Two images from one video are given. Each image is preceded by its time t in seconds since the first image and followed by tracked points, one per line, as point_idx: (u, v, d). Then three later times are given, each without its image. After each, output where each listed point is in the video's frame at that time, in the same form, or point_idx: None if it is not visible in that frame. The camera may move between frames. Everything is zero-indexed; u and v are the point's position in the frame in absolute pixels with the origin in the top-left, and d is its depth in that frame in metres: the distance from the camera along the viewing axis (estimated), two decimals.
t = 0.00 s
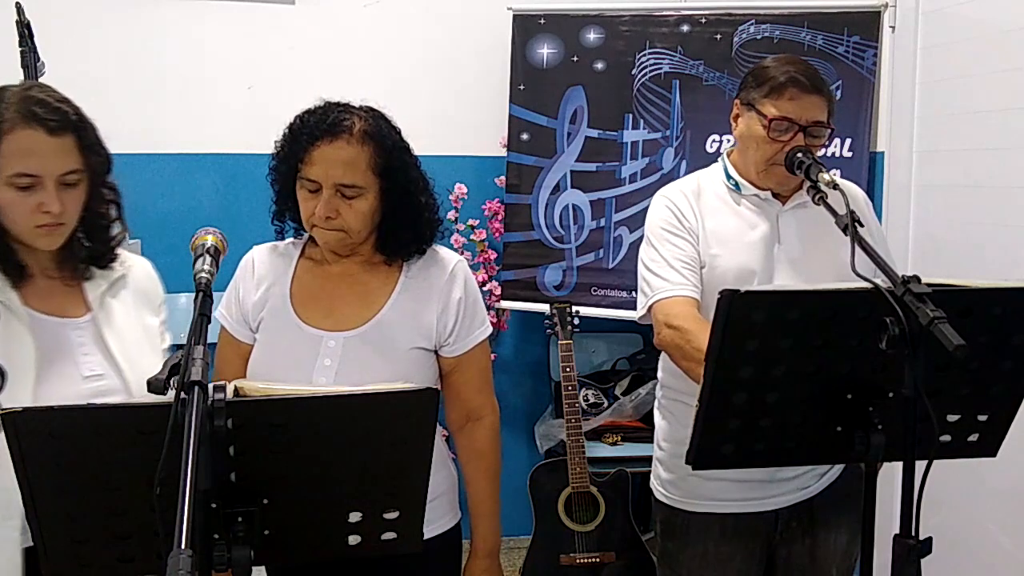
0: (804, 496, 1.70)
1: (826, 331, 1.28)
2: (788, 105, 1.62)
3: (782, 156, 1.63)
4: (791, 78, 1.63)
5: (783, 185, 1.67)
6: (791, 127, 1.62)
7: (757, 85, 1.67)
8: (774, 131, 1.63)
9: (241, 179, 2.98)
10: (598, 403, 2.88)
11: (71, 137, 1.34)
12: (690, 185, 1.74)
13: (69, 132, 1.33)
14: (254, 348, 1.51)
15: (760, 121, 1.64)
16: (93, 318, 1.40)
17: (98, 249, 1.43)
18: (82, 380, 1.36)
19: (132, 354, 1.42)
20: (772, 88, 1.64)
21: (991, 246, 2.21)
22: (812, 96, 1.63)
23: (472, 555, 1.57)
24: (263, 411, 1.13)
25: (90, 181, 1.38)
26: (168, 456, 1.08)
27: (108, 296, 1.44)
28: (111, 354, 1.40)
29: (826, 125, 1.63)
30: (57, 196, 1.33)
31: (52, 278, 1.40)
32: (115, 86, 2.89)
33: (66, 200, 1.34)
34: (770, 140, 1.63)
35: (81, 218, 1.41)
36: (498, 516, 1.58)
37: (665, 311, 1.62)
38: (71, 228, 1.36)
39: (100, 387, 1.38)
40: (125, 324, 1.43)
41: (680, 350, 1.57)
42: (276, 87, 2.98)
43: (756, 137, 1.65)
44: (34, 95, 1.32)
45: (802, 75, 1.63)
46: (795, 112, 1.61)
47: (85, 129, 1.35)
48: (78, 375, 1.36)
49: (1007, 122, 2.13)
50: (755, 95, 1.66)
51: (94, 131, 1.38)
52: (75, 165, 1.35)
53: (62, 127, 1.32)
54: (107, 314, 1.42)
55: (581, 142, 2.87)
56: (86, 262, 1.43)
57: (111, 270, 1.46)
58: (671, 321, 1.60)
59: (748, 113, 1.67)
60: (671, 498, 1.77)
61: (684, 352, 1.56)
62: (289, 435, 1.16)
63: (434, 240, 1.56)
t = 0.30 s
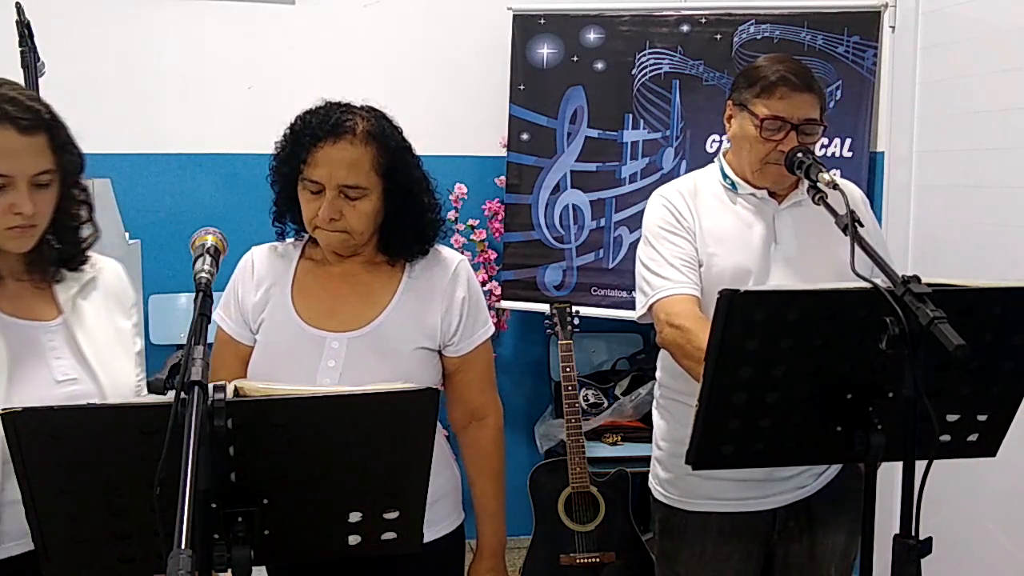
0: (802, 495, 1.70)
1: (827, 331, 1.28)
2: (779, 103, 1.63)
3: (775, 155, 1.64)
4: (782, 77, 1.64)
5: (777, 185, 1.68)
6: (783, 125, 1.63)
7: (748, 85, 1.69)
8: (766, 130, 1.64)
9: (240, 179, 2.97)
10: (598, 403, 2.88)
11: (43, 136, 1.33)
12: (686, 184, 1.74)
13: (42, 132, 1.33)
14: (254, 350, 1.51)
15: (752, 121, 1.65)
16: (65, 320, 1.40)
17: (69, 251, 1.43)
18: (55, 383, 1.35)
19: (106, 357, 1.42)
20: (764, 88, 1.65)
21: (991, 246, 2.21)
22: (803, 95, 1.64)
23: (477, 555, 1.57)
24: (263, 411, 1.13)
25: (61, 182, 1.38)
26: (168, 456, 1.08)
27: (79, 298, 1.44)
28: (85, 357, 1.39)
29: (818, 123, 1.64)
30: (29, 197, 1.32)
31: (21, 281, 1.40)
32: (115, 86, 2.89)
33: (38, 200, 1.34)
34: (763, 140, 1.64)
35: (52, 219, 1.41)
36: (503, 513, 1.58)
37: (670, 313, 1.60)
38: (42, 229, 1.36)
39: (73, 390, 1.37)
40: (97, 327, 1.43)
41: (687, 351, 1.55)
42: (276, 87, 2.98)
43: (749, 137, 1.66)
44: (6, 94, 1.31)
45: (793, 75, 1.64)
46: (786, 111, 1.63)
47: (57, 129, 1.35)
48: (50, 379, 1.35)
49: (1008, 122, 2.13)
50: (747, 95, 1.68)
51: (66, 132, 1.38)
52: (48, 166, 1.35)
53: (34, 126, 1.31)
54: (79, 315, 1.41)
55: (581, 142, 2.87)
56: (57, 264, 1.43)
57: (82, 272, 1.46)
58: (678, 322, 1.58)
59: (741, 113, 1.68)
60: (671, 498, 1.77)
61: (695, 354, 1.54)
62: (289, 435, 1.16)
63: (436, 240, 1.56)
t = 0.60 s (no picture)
0: (802, 495, 1.71)
1: (827, 331, 1.28)
2: (775, 100, 1.63)
3: (774, 152, 1.64)
4: (778, 74, 1.64)
5: (776, 182, 1.68)
6: (781, 122, 1.63)
7: (744, 84, 1.68)
8: (765, 127, 1.64)
9: (240, 179, 2.97)
10: (598, 403, 2.88)
11: (22, 137, 1.33)
12: (684, 183, 1.74)
13: (20, 132, 1.33)
14: (251, 353, 1.51)
15: (750, 119, 1.65)
16: (43, 324, 1.40)
17: (46, 255, 1.44)
18: (34, 390, 1.35)
19: (85, 363, 1.42)
20: (760, 85, 1.65)
21: (991, 246, 2.21)
22: (799, 90, 1.64)
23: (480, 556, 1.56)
24: (263, 410, 1.13)
25: (39, 184, 1.38)
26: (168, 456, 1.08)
27: (57, 302, 1.44)
28: (64, 362, 1.39)
29: (815, 116, 1.64)
30: (8, 198, 1.32)
31: None
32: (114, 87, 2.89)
33: (17, 202, 1.34)
34: (762, 137, 1.64)
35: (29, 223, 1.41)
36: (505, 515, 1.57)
37: (671, 311, 1.60)
38: (20, 231, 1.36)
39: (52, 396, 1.36)
40: (75, 332, 1.43)
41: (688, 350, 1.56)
42: (276, 87, 2.98)
43: (748, 135, 1.66)
44: None
45: (788, 70, 1.64)
46: (784, 107, 1.63)
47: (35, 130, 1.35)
48: (30, 385, 1.35)
49: (1008, 122, 2.13)
50: (743, 94, 1.67)
51: (45, 134, 1.38)
52: (26, 167, 1.34)
53: (13, 126, 1.31)
54: (57, 320, 1.42)
55: (581, 142, 2.87)
56: (34, 267, 1.43)
57: (59, 276, 1.46)
58: (679, 320, 1.58)
59: (738, 112, 1.68)
60: (671, 498, 1.77)
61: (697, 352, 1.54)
62: (288, 435, 1.16)
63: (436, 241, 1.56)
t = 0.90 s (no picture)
0: (802, 495, 1.70)
1: (827, 332, 1.28)
2: (786, 91, 1.64)
3: (788, 142, 1.64)
4: (786, 66, 1.65)
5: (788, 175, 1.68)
6: (793, 111, 1.64)
7: (750, 78, 1.69)
8: (777, 118, 1.64)
9: (239, 179, 2.97)
10: (598, 403, 2.88)
11: (11, 139, 1.32)
12: (685, 181, 1.74)
13: (10, 134, 1.32)
14: (247, 356, 1.52)
15: (762, 111, 1.65)
16: (32, 327, 1.40)
17: (35, 257, 1.43)
18: (24, 395, 1.35)
19: (74, 366, 1.42)
20: (769, 77, 1.66)
21: (991, 246, 2.21)
22: (806, 81, 1.65)
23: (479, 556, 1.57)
24: (263, 411, 1.13)
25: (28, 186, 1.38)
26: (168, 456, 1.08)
27: (46, 305, 1.44)
28: (53, 366, 1.39)
29: (823, 107, 1.66)
30: None
31: None
32: (114, 87, 2.89)
33: (6, 205, 1.33)
34: (775, 127, 1.64)
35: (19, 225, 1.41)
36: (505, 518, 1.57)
37: (661, 310, 1.63)
38: (9, 233, 1.35)
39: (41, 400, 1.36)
40: (65, 334, 1.43)
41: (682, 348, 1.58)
42: (276, 87, 2.98)
43: (760, 127, 1.65)
44: None
45: (795, 62, 1.66)
46: (795, 97, 1.64)
47: (23, 132, 1.35)
48: (19, 390, 1.34)
49: (1008, 122, 2.13)
50: (751, 87, 1.67)
51: (33, 135, 1.37)
52: (16, 169, 1.33)
53: (3, 128, 1.31)
54: (45, 323, 1.42)
55: (581, 142, 2.87)
56: (23, 270, 1.42)
57: (49, 278, 1.46)
58: (671, 318, 1.61)
59: (746, 106, 1.67)
60: (671, 499, 1.77)
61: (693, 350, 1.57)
62: (288, 435, 1.16)
63: (433, 240, 1.56)
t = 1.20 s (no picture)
0: (802, 495, 1.71)
1: (827, 332, 1.28)
2: (794, 90, 1.65)
3: (796, 141, 1.65)
4: (794, 65, 1.66)
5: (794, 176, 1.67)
6: (802, 111, 1.64)
7: (758, 78, 1.69)
8: (786, 117, 1.64)
9: (239, 179, 2.98)
10: (598, 403, 2.88)
11: (12, 139, 1.33)
12: (691, 180, 1.74)
13: (12, 134, 1.33)
14: (247, 358, 1.52)
15: (770, 110, 1.65)
16: (33, 328, 1.40)
17: (37, 258, 1.44)
18: (25, 396, 1.35)
19: (75, 367, 1.42)
20: (777, 76, 1.67)
21: (991, 246, 2.21)
22: (814, 80, 1.66)
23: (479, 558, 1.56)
24: (263, 410, 1.13)
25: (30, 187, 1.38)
26: (168, 456, 1.08)
27: (47, 305, 1.44)
28: (54, 367, 1.39)
29: (830, 106, 1.66)
30: None
31: None
32: (113, 87, 2.89)
33: (7, 205, 1.33)
34: (784, 126, 1.64)
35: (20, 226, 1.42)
36: (505, 519, 1.57)
37: (637, 315, 1.68)
38: (10, 234, 1.35)
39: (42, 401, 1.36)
40: (65, 335, 1.43)
41: (652, 357, 1.64)
42: (276, 86, 2.98)
43: (768, 126, 1.65)
44: None
45: (803, 61, 1.67)
46: (803, 96, 1.64)
47: (25, 132, 1.35)
48: (20, 391, 1.34)
49: (1007, 122, 2.13)
50: (759, 87, 1.68)
51: (35, 136, 1.38)
52: (18, 170, 1.34)
53: (5, 128, 1.31)
54: (46, 323, 1.42)
55: (581, 142, 2.87)
56: (24, 270, 1.43)
57: (50, 279, 1.46)
58: (643, 325, 1.66)
59: (754, 106, 1.67)
60: (671, 499, 1.77)
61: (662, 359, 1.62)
62: (288, 435, 1.16)
63: (433, 241, 1.56)
